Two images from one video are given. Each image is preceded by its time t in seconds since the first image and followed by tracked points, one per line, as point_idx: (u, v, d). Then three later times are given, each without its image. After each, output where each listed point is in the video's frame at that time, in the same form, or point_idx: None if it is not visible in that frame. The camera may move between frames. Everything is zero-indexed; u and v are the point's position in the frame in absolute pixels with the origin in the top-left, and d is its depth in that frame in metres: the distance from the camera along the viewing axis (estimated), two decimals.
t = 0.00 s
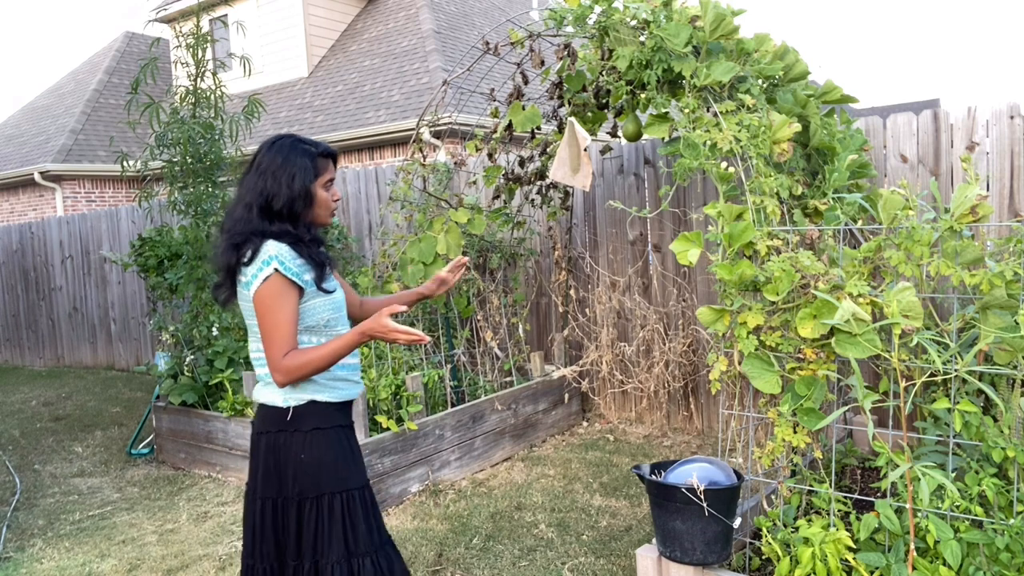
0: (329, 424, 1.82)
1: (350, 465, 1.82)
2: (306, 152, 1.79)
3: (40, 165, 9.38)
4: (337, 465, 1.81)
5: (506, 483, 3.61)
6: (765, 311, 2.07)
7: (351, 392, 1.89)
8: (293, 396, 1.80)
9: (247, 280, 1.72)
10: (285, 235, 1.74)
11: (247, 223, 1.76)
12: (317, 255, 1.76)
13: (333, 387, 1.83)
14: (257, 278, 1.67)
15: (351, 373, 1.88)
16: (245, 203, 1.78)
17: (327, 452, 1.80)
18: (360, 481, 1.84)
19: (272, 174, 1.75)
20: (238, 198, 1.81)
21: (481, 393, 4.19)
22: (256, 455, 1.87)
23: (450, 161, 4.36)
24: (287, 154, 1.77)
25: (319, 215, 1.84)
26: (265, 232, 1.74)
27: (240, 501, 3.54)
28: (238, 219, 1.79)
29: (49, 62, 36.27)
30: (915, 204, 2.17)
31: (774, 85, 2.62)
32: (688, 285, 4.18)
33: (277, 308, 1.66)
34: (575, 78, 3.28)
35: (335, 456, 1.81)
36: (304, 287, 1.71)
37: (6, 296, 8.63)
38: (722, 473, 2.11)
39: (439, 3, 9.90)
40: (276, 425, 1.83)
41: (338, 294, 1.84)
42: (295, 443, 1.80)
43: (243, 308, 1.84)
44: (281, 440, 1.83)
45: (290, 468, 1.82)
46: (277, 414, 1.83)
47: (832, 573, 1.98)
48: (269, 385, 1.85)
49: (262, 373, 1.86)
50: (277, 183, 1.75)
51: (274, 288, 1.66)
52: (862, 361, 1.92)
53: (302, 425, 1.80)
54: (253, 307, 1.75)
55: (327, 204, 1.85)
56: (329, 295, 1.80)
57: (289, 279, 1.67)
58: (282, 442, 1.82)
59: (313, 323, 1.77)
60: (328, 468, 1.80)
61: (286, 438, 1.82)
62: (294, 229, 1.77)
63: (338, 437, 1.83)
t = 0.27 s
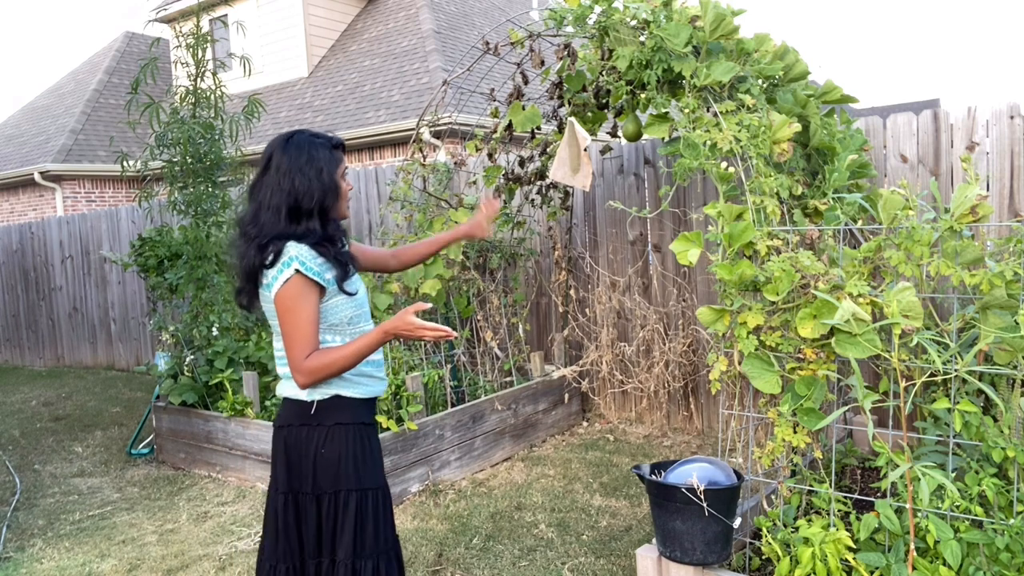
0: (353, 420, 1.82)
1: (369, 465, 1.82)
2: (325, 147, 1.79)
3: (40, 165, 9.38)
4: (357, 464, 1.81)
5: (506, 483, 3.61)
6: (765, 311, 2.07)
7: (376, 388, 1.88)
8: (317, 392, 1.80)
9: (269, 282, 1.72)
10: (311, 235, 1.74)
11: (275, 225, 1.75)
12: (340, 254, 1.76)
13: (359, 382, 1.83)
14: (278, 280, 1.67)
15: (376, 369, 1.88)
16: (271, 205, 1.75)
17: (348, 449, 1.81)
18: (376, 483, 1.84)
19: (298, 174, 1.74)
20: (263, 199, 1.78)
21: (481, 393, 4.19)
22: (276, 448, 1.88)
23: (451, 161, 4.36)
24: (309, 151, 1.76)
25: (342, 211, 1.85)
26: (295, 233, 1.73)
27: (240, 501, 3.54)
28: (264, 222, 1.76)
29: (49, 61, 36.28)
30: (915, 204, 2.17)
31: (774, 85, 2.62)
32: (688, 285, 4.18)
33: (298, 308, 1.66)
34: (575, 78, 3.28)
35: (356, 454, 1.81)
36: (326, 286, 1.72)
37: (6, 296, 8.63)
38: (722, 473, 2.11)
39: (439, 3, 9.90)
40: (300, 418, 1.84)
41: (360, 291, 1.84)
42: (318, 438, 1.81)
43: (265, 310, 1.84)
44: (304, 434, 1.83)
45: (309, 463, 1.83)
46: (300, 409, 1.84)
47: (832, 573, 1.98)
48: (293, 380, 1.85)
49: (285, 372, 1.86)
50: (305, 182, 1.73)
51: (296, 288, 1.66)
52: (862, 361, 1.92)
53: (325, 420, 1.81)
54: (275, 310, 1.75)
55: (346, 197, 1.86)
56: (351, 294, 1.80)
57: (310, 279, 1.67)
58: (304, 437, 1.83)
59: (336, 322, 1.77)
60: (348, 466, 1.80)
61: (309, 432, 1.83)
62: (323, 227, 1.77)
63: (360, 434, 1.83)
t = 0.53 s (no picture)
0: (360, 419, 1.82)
1: (376, 465, 1.83)
2: (328, 147, 1.79)
3: (40, 165, 9.38)
4: (364, 464, 1.82)
5: (506, 483, 3.61)
6: (765, 311, 2.07)
7: (383, 388, 1.88)
8: (323, 391, 1.80)
9: (276, 280, 1.71)
10: (313, 234, 1.74)
11: (275, 225, 1.76)
12: (348, 251, 1.76)
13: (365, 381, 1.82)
14: (284, 277, 1.67)
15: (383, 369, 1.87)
16: (272, 204, 1.78)
17: (356, 449, 1.81)
18: (383, 483, 1.85)
19: (295, 173, 1.75)
20: (264, 199, 1.80)
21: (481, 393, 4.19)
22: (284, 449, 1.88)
23: (451, 161, 4.36)
24: (309, 150, 1.76)
25: (345, 211, 1.84)
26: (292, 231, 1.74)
27: (240, 501, 3.54)
28: (266, 221, 1.79)
29: (49, 61, 36.29)
30: (915, 204, 2.17)
31: (774, 85, 2.62)
32: (688, 285, 4.18)
33: (304, 306, 1.66)
34: (575, 78, 3.28)
35: (363, 455, 1.82)
36: (333, 284, 1.71)
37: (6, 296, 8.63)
38: (722, 473, 2.11)
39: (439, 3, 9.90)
40: (307, 419, 1.84)
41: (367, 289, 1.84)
42: (325, 439, 1.81)
43: (272, 305, 1.84)
44: (311, 434, 1.83)
45: (316, 463, 1.83)
46: (306, 409, 1.84)
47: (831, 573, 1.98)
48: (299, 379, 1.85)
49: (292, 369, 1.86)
50: (301, 181, 1.74)
51: (302, 286, 1.66)
52: (862, 361, 1.92)
53: (331, 420, 1.81)
54: (281, 307, 1.75)
55: (351, 199, 1.84)
56: (358, 292, 1.80)
57: (317, 277, 1.66)
58: (311, 436, 1.83)
59: (343, 321, 1.78)
60: (356, 467, 1.81)
61: (315, 432, 1.83)
62: (321, 226, 1.77)
63: (368, 434, 1.83)
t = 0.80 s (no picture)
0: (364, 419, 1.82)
1: (384, 464, 1.83)
2: (325, 151, 1.77)
3: (40, 165, 9.38)
4: (370, 463, 1.82)
5: (506, 483, 3.61)
6: (765, 310, 2.07)
7: (389, 387, 1.86)
8: (326, 391, 1.80)
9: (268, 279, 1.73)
10: (302, 234, 1.75)
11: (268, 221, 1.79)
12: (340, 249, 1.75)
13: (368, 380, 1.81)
14: (274, 275, 1.69)
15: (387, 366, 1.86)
16: (266, 200, 1.81)
17: (360, 449, 1.81)
18: (392, 481, 1.86)
19: (287, 172, 1.76)
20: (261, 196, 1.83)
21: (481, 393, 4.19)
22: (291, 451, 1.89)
23: (451, 161, 4.36)
24: (304, 152, 1.76)
25: (339, 215, 1.82)
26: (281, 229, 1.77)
27: (240, 501, 3.54)
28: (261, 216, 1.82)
29: (49, 62, 36.29)
30: (915, 204, 2.17)
31: (774, 85, 2.62)
32: (688, 285, 4.18)
33: (294, 303, 1.67)
34: (575, 78, 3.28)
35: (369, 455, 1.82)
36: (325, 280, 1.72)
37: (6, 295, 8.63)
38: (722, 473, 2.11)
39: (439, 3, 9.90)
40: (312, 420, 1.84)
41: (365, 286, 1.82)
42: (330, 440, 1.81)
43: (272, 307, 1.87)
44: (316, 435, 1.83)
45: (323, 465, 1.83)
46: (311, 410, 1.84)
47: (832, 573, 1.98)
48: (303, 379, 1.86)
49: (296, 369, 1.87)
50: (291, 182, 1.75)
51: (291, 282, 1.67)
52: (862, 361, 1.92)
53: (336, 421, 1.81)
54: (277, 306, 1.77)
55: (348, 204, 1.82)
56: (353, 289, 1.79)
57: (305, 272, 1.67)
58: (317, 438, 1.83)
59: (339, 318, 1.77)
60: (362, 467, 1.81)
61: (321, 433, 1.83)
62: (309, 227, 1.76)
63: (374, 434, 1.83)
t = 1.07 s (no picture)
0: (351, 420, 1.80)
1: (371, 468, 1.81)
2: (305, 150, 1.78)
3: (40, 165, 9.38)
4: (356, 466, 1.80)
5: (506, 483, 3.61)
6: (765, 310, 2.07)
7: (384, 389, 1.82)
8: (318, 390, 1.80)
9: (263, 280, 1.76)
10: (287, 232, 1.75)
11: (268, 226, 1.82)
12: (328, 249, 1.71)
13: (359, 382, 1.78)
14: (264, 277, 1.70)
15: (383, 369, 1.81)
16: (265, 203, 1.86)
17: (346, 450, 1.80)
18: (381, 484, 1.83)
19: (277, 174, 1.79)
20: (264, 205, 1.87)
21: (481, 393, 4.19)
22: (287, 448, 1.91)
23: (451, 161, 4.36)
24: (291, 153, 1.79)
25: (329, 214, 1.80)
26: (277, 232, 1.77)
27: (240, 501, 3.54)
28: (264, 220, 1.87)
29: (48, 62, 36.28)
30: (915, 204, 2.17)
31: (774, 85, 2.62)
32: (688, 285, 4.18)
33: (276, 307, 1.67)
34: (575, 78, 3.28)
35: (355, 457, 1.80)
36: (313, 282, 1.70)
37: (6, 296, 8.63)
38: (722, 473, 2.11)
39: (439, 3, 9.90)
40: (304, 418, 1.85)
41: (362, 287, 1.76)
42: (317, 440, 1.81)
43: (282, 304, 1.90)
44: (306, 434, 1.84)
45: (312, 464, 1.83)
46: (304, 408, 1.85)
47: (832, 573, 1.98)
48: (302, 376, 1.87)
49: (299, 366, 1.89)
50: (279, 183, 1.78)
51: (273, 286, 1.68)
52: (862, 361, 1.92)
53: (324, 420, 1.80)
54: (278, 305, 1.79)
55: (336, 202, 1.80)
56: (347, 291, 1.74)
57: (288, 276, 1.67)
58: (307, 437, 1.84)
59: (330, 320, 1.73)
60: (348, 469, 1.80)
61: (311, 432, 1.83)
62: (296, 225, 1.76)
63: (361, 436, 1.80)
